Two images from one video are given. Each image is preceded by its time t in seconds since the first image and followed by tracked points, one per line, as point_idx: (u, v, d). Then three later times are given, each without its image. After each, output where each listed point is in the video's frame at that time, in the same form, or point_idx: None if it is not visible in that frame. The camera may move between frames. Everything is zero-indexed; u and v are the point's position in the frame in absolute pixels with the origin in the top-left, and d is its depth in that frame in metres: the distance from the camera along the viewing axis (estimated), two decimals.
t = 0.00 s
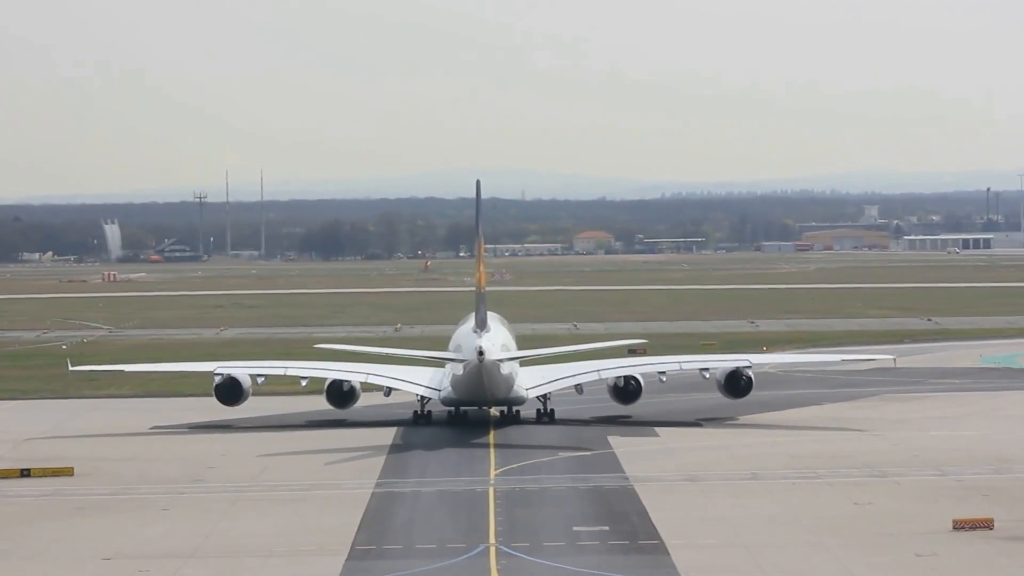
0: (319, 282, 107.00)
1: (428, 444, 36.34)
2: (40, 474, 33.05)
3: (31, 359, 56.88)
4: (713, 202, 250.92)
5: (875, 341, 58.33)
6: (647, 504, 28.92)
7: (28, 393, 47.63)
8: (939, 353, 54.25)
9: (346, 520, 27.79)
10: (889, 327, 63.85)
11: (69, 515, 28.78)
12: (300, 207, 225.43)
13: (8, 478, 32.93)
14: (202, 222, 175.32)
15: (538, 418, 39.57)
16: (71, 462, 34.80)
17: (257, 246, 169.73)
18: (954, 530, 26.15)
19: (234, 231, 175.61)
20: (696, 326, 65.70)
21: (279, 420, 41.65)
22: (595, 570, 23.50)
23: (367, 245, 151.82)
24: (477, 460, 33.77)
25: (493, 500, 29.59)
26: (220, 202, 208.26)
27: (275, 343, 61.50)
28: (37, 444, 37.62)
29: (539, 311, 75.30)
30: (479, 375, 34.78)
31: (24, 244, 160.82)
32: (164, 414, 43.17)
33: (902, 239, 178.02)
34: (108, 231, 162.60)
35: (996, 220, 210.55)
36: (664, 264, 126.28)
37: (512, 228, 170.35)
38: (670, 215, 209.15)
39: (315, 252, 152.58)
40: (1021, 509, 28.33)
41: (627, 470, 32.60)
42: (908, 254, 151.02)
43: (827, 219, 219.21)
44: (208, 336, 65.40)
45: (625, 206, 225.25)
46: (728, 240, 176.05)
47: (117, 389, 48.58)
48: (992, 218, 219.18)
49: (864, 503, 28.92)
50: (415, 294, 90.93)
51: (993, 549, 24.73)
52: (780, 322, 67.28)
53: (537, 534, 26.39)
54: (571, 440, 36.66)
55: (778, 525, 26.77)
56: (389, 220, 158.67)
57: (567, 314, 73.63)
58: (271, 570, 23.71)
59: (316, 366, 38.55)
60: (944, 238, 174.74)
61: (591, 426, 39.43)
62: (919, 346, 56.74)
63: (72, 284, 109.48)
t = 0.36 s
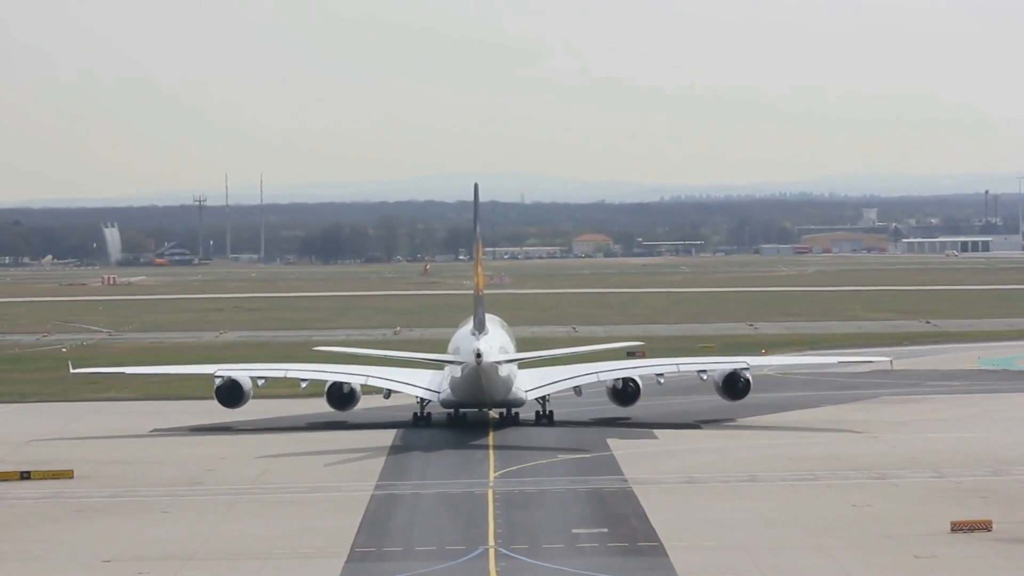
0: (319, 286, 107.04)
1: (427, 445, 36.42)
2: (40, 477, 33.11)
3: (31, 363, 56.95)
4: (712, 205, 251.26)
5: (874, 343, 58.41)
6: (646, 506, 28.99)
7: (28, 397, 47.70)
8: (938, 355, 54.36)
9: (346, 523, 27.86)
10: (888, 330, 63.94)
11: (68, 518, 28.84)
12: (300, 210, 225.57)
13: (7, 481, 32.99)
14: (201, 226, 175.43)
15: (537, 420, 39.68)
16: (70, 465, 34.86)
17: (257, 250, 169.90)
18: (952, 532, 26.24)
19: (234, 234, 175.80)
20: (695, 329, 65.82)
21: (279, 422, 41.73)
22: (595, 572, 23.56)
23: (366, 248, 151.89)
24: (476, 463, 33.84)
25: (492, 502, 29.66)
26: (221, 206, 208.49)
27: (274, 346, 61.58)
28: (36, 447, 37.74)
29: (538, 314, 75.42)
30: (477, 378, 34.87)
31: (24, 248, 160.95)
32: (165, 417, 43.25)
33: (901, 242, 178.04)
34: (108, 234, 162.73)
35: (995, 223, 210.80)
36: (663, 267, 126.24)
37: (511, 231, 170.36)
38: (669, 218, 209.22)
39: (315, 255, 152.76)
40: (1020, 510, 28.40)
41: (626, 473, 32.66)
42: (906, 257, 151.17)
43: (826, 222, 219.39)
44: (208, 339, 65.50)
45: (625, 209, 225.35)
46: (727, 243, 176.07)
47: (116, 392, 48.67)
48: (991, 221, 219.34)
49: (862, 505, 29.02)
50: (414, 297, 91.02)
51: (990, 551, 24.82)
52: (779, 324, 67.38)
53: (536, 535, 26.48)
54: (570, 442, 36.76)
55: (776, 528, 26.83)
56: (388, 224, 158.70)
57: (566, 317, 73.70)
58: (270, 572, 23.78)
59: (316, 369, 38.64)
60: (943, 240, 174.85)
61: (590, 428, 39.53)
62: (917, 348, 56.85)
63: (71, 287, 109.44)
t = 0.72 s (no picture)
0: (318, 288, 107.11)
1: (427, 446, 36.50)
2: (39, 479, 33.17)
3: (31, 364, 56.99)
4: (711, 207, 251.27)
5: (873, 344, 58.55)
6: (645, 507, 29.06)
7: (28, 399, 47.74)
8: (937, 356, 54.48)
9: (345, 524, 27.92)
10: (887, 331, 64.08)
11: (68, 519, 28.90)
12: (299, 212, 225.41)
13: (6, 482, 33.05)
14: (201, 228, 175.57)
15: (536, 421, 39.76)
16: (70, 467, 34.92)
17: (257, 252, 170.04)
18: (951, 533, 26.30)
19: (233, 236, 175.82)
20: (695, 331, 65.81)
21: (279, 424, 41.80)
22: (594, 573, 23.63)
23: (365, 250, 152.06)
24: (475, 464, 33.90)
25: (491, 503, 29.73)
26: (220, 208, 208.45)
27: (274, 347, 61.60)
28: (36, 449, 37.80)
29: (537, 316, 75.46)
30: (476, 379, 34.96)
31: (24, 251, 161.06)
32: (165, 418, 43.29)
33: (899, 244, 178.33)
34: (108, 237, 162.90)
35: (993, 224, 210.79)
36: (662, 269, 126.36)
37: (510, 233, 170.50)
38: (667, 220, 209.55)
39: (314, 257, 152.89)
40: (1019, 511, 28.46)
41: (625, 474, 32.74)
42: (904, 258, 151.47)
43: (825, 224, 219.71)
44: (208, 341, 65.58)
45: (624, 211, 225.61)
46: (726, 245, 176.23)
47: (116, 394, 48.73)
48: (988, 223, 219.82)
49: (861, 505, 29.07)
50: (413, 299, 91.11)
51: (989, 552, 24.87)
52: (778, 326, 67.48)
53: (535, 536, 26.55)
54: (570, 443, 36.84)
55: (775, 529, 26.90)
56: (387, 225, 158.83)
57: (566, 319, 73.76)
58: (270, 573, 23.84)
59: (317, 370, 38.72)
60: (941, 242, 175.24)
61: (589, 429, 39.61)
62: (916, 349, 56.98)
63: (71, 289, 109.49)
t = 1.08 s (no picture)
0: (317, 289, 107.20)
1: (426, 446, 36.58)
2: (39, 479, 33.25)
3: (31, 365, 57.07)
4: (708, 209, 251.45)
5: (871, 345, 58.65)
6: (644, 508, 29.11)
7: (28, 400, 47.81)
8: (935, 357, 54.61)
9: (345, 524, 27.97)
10: (886, 331, 64.21)
11: (68, 519, 28.99)
12: (299, 214, 225.46)
13: (6, 483, 33.14)
14: (201, 229, 175.73)
15: (534, 421, 39.85)
16: (69, 467, 34.99)
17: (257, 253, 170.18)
18: (950, 533, 26.37)
19: (233, 238, 175.91)
20: (694, 331, 65.86)
21: (278, 424, 41.89)
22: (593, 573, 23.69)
23: (364, 252, 152.22)
24: (475, 464, 33.96)
25: (490, 503, 29.79)
26: (219, 209, 208.57)
27: (273, 348, 61.64)
28: (36, 449, 37.90)
29: (536, 317, 75.52)
30: (475, 379, 35.04)
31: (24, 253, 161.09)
32: (164, 419, 43.36)
33: (897, 245, 178.56)
34: (107, 238, 162.99)
35: (991, 225, 210.90)
36: (661, 270, 126.30)
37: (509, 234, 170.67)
38: (666, 221, 209.84)
39: (313, 259, 153.07)
40: (1017, 511, 28.54)
41: (624, 474, 32.81)
42: (903, 260, 151.82)
43: (823, 225, 220.10)
44: (208, 342, 65.64)
45: (623, 212, 225.88)
46: (725, 246, 176.44)
47: (116, 395, 48.78)
48: (986, 224, 220.21)
49: (860, 506, 29.14)
50: (412, 300, 91.22)
51: (989, 552, 24.92)
52: (776, 327, 67.62)
53: (534, 537, 26.60)
54: (569, 442, 36.91)
55: (774, 529, 26.96)
56: (386, 226, 158.98)
57: (565, 320, 73.88)
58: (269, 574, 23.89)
59: (317, 370, 38.78)
60: (940, 242, 175.69)
61: (588, 428, 39.68)
62: (915, 349, 57.11)
63: (71, 291, 109.58)
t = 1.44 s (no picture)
0: (317, 289, 107.29)
1: (426, 445, 36.64)
2: (38, 479, 33.31)
3: (31, 365, 57.16)
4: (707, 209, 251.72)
5: (870, 344, 58.79)
6: (642, 507, 29.18)
7: (27, 400, 47.86)
8: (933, 356, 54.75)
9: (344, 524, 28.01)
10: (884, 331, 64.36)
11: (67, 519, 29.06)
12: (298, 214, 225.47)
13: (5, 483, 33.19)
14: (200, 229, 175.95)
15: (534, 419, 39.93)
16: (69, 467, 35.07)
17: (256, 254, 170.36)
18: (949, 532, 26.44)
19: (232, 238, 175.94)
20: (693, 331, 65.97)
21: (278, 424, 41.95)
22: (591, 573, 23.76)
23: (363, 251, 152.28)
24: (474, 463, 34.02)
25: (489, 503, 29.85)
26: (218, 209, 208.60)
27: (272, 348, 61.67)
28: (35, 449, 37.99)
29: (535, 316, 75.57)
30: (473, 379, 35.11)
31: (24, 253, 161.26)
32: (164, 419, 43.43)
33: (896, 244, 178.79)
34: (107, 238, 163.16)
35: (989, 225, 211.01)
36: (659, 270, 125.77)
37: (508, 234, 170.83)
38: (665, 220, 210.08)
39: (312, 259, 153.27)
40: (1015, 510, 28.59)
41: (623, 474, 32.87)
42: (902, 259, 152.27)
43: (821, 224, 220.35)
44: (207, 342, 65.68)
45: (622, 212, 226.14)
46: (724, 246, 176.62)
47: (116, 395, 48.88)
48: (984, 224, 220.67)
49: (858, 505, 29.21)
50: (411, 299, 91.37)
51: (987, 551, 25.00)
52: (775, 327, 67.76)
53: (533, 537, 26.66)
54: (568, 442, 37.01)
55: (773, 528, 27.03)
56: (385, 226, 159.03)
57: (564, 319, 74.00)
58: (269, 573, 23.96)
59: (317, 370, 38.84)
60: (938, 242, 176.01)
61: (587, 427, 39.76)
62: (913, 349, 57.25)
63: (71, 291, 109.76)
